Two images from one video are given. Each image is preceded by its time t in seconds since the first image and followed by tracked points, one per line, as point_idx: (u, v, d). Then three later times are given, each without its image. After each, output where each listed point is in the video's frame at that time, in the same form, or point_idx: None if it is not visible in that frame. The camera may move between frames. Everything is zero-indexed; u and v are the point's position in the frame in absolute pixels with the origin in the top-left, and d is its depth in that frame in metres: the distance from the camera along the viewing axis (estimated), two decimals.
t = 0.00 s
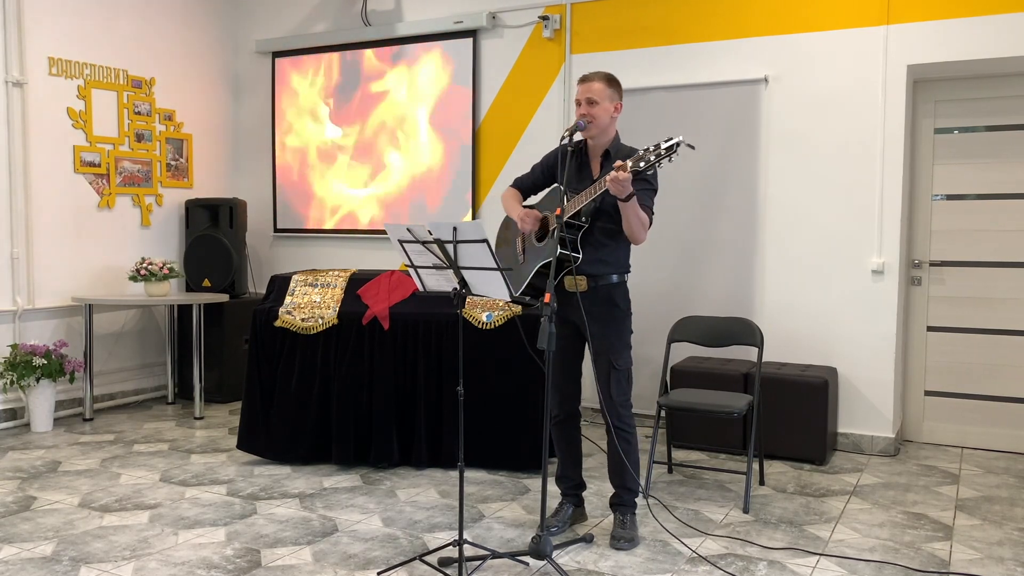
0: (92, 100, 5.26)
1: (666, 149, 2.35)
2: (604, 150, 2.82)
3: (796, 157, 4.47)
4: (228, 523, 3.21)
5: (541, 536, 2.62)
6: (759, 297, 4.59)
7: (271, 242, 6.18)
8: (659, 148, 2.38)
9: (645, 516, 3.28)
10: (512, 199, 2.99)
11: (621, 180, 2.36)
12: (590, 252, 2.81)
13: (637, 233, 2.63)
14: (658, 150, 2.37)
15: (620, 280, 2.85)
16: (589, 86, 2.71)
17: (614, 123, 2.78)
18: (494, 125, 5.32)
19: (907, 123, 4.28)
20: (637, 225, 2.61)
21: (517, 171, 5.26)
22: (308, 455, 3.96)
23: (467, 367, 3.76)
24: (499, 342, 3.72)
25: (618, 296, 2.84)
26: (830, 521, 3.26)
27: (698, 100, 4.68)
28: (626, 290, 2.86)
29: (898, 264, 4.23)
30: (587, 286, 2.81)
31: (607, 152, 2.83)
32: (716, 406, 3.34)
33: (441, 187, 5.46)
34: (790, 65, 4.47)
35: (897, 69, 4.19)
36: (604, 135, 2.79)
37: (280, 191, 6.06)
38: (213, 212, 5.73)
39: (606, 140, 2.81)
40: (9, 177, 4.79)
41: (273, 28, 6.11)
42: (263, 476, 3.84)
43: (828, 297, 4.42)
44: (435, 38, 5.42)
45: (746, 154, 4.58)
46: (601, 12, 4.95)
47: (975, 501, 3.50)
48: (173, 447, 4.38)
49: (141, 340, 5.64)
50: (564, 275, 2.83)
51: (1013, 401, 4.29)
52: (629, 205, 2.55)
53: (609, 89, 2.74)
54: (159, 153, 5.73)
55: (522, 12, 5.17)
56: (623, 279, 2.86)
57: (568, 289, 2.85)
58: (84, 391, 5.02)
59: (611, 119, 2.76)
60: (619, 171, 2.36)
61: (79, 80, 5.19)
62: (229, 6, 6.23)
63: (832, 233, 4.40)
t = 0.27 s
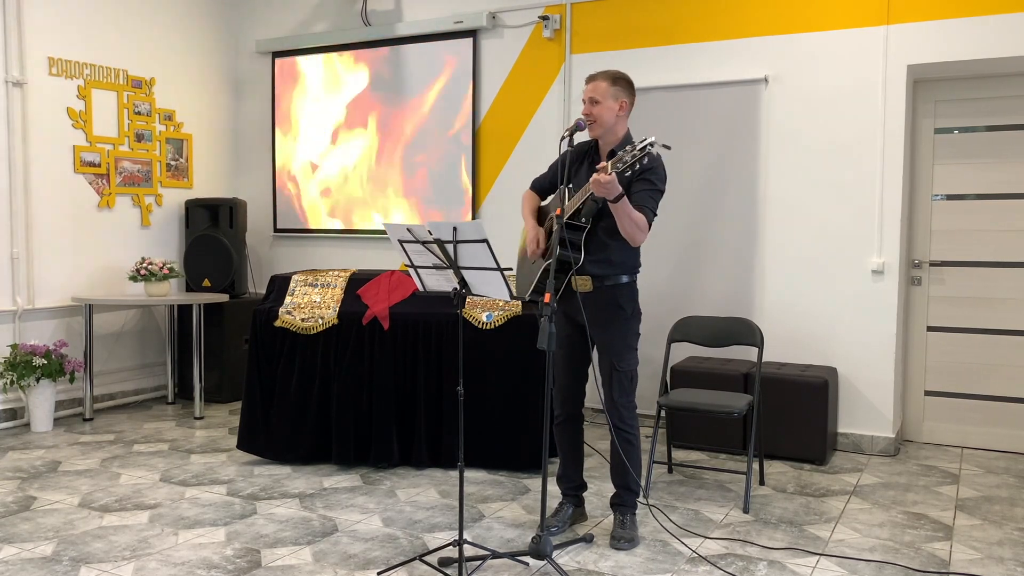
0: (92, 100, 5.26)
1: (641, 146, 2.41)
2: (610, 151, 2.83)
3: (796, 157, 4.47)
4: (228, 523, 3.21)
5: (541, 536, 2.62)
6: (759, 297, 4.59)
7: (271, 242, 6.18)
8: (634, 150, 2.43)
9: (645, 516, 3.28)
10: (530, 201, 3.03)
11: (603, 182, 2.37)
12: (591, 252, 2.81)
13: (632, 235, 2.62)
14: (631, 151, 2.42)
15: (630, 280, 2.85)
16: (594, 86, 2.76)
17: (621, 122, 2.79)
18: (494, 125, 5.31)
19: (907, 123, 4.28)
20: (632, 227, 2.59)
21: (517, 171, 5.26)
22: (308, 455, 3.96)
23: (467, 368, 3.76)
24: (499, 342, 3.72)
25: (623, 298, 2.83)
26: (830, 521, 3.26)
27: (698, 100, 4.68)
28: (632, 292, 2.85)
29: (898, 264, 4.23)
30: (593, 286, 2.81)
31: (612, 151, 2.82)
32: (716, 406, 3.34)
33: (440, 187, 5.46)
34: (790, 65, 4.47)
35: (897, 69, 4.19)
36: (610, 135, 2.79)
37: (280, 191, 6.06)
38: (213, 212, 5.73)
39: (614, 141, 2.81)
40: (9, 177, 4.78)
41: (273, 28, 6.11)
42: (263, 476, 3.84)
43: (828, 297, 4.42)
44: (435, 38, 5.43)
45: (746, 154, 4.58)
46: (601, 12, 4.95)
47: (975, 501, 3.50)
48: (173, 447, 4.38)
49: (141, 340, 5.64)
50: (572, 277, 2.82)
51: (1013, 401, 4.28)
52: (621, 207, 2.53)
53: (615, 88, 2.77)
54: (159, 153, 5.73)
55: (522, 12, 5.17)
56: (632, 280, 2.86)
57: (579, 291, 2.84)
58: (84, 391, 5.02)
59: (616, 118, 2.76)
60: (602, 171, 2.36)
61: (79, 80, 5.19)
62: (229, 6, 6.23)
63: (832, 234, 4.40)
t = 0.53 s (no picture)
0: (92, 100, 5.26)
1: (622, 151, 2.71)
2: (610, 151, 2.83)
3: (796, 157, 4.47)
4: (228, 523, 3.21)
5: (541, 536, 2.62)
6: (759, 297, 4.59)
7: (271, 242, 6.18)
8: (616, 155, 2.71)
9: (645, 516, 3.28)
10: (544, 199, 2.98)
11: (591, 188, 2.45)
12: (592, 253, 2.82)
13: (632, 234, 2.61)
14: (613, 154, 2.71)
15: (642, 281, 2.85)
16: (598, 84, 2.76)
17: (623, 121, 2.79)
18: (494, 125, 5.31)
19: (907, 123, 4.27)
20: (630, 227, 2.60)
21: (517, 171, 5.26)
22: (308, 455, 3.96)
23: (467, 368, 3.76)
24: (499, 342, 3.72)
25: (631, 299, 2.82)
26: (830, 521, 3.26)
27: (698, 100, 4.68)
28: (641, 292, 2.83)
29: (898, 264, 4.22)
30: (602, 287, 2.83)
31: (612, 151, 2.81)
32: (716, 406, 3.34)
33: (441, 186, 5.46)
34: (790, 65, 4.47)
35: (897, 68, 4.19)
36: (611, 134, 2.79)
37: (280, 191, 6.06)
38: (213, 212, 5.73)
39: (614, 139, 2.82)
40: (9, 177, 4.78)
41: (273, 28, 6.11)
42: (263, 476, 3.84)
43: (828, 297, 4.42)
44: (435, 38, 5.42)
45: (747, 154, 4.58)
46: (602, 12, 4.95)
47: (975, 501, 3.50)
48: (174, 447, 4.38)
49: (141, 340, 5.64)
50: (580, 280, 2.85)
51: (1013, 401, 4.28)
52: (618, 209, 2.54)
53: (618, 87, 2.76)
54: (159, 153, 5.73)
55: (522, 12, 5.17)
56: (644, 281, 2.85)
57: (588, 293, 2.86)
58: (84, 391, 5.02)
59: (618, 118, 2.76)
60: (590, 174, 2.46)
61: (80, 80, 5.19)
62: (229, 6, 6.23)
63: (832, 234, 4.40)
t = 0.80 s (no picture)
0: (92, 100, 5.26)
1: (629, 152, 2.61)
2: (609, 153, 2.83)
3: (796, 157, 4.47)
4: (228, 523, 3.21)
5: (541, 536, 2.62)
6: (759, 297, 4.59)
7: (271, 242, 6.18)
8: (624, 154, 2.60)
9: (646, 516, 3.28)
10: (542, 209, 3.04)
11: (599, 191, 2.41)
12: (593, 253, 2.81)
13: (642, 234, 2.62)
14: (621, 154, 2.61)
15: (651, 280, 2.85)
16: (598, 86, 2.75)
17: (622, 124, 2.79)
18: (494, 125, 5.31)
19: (907, 123, 4.28)
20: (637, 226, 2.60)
21: (517, 171, 5.26)
22: (308, 455, 3.96)
23: (467, 368, 3.76)
24: (499, 342, 3.72)
25: (642, 298, 2.82)
26: (830, 521, 3.26)
27: (698, 100, 4.68)
28: (650, 292, 2.84)
29: (898, 264, 4.23)
30: (612, 288, 2.81)
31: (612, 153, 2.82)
32: (717, 406, 3.34)
33: (441, 185, 5.46)
34: (790, 65, 4.47)
35: (897, 68, 4.19)
36: (609, 138, 2.79)
37: (280, 191, 6.06)
38: (213, 212, 5.73)
39: (614, 142, 2.81)
40: (9, 177, 4.78)
41: (273, 28, 6.11)
42: (263, 476, 3.84)
43: (827, 297, 4.42)
44: (435, 38, 5.42)
45: (747, 154, 4.58)
46: (602, 12, 4.95)
47: (975, 501, 3.50)
48: (174, 447, 4.38)
49: (141, 340, 5.64)
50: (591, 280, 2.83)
51: (1013, 401, 4.28)
52: (626, 209, 2.55)
53: (618, 90, 2.77)
54: (159, 153, 5.73)
55: (522, 12, 5.17)
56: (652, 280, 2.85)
57: (598, 295, 2.85)
58: (84, 391, 5.02)
59: (617, 120, 2.77)
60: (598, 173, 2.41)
61: (79, 80, 5.19)
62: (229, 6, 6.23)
63: (832, 233, 4.40)
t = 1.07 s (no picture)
0: (92, 99, 5.26)
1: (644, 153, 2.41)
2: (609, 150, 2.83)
3: (796, 157, 4.47)
4: (228, 523, 3.21)
5: (541, 536, 2.62)
6: (759, 297, 4.59)
7: (271, 242, 6.18)
8: (638, 154, 2.42)
9: (646, 516, 3.28)
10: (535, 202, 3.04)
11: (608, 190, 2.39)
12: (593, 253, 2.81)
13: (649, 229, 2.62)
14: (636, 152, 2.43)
15: (653, 279, 2.85)
16: (601, 83, 2.74)
17: (622, 123, 2.79)
18: (494, 125, 5.32)
19: (907, 123, 4.28)
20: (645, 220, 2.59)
21: (517, 171, 5.26)
22: (307, 454, 3.96)
23: (467, 368, 3.76)
24: (499, 342, 3.72)
25: (646, 298, 2.83)
26: (830, 521, 3.26)
27: (698, 100, 4.68)
28: (654, 291, 2.85)
29: (898, 264, 4.23)
30: (615, 287, 2.82)
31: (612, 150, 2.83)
32: (717, 406, 3.34)
33: (442, 187, 5.46)
34: (790, 65, 4.47)
35: (897, 68, 4.19)
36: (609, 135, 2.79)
37: (280, 190, 6.06)
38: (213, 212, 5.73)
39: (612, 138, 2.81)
40: (9, 177, 4.78)
41: (273, 28, 6.11)
42: (263, 476, 3.84)
43: (827, 297, 4.42)
44: (435, 38, 5.42)
45: (747, 154, 4.58)
46: (602, 12, 4.95)
47: (975, 501, 3.50)
48: (174, 447, 4.38)
49: (141, 340, 5.64)
50: (593, 279, 2.85)
51: (1013, 401, 4.28)
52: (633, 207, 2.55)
53: (620, 88, 2.76)
54: (159, 153, 5.73)
55: (522, 12, 5.17)
56: (654, 279, 2.86)
57: (601, 294, 2.86)
58: (84, 391, 5.02)
59: (618, 118, 2.76)
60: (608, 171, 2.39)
61: (79, 80, 5.19)
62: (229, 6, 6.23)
63: (832, 233, 4.40)
